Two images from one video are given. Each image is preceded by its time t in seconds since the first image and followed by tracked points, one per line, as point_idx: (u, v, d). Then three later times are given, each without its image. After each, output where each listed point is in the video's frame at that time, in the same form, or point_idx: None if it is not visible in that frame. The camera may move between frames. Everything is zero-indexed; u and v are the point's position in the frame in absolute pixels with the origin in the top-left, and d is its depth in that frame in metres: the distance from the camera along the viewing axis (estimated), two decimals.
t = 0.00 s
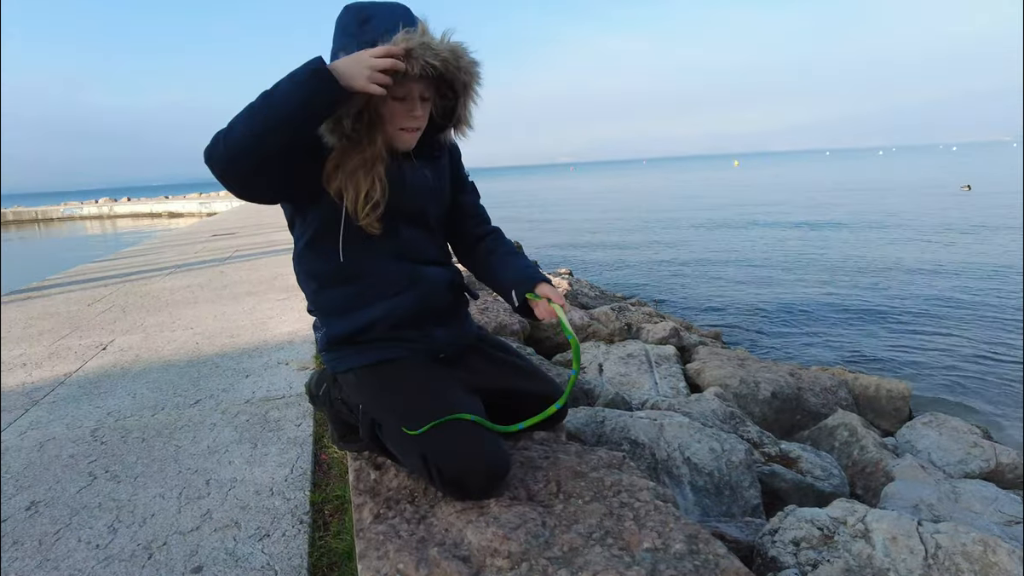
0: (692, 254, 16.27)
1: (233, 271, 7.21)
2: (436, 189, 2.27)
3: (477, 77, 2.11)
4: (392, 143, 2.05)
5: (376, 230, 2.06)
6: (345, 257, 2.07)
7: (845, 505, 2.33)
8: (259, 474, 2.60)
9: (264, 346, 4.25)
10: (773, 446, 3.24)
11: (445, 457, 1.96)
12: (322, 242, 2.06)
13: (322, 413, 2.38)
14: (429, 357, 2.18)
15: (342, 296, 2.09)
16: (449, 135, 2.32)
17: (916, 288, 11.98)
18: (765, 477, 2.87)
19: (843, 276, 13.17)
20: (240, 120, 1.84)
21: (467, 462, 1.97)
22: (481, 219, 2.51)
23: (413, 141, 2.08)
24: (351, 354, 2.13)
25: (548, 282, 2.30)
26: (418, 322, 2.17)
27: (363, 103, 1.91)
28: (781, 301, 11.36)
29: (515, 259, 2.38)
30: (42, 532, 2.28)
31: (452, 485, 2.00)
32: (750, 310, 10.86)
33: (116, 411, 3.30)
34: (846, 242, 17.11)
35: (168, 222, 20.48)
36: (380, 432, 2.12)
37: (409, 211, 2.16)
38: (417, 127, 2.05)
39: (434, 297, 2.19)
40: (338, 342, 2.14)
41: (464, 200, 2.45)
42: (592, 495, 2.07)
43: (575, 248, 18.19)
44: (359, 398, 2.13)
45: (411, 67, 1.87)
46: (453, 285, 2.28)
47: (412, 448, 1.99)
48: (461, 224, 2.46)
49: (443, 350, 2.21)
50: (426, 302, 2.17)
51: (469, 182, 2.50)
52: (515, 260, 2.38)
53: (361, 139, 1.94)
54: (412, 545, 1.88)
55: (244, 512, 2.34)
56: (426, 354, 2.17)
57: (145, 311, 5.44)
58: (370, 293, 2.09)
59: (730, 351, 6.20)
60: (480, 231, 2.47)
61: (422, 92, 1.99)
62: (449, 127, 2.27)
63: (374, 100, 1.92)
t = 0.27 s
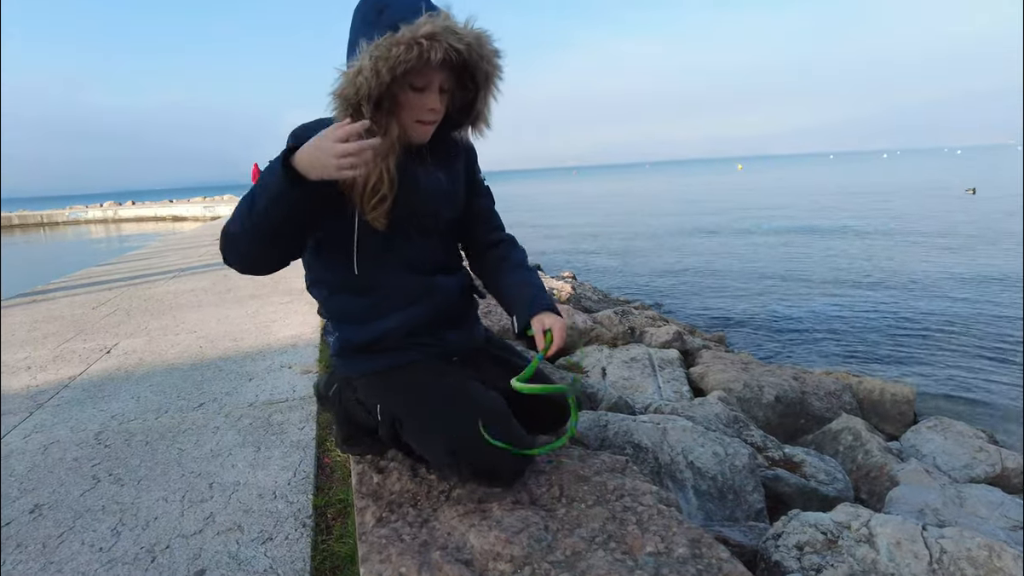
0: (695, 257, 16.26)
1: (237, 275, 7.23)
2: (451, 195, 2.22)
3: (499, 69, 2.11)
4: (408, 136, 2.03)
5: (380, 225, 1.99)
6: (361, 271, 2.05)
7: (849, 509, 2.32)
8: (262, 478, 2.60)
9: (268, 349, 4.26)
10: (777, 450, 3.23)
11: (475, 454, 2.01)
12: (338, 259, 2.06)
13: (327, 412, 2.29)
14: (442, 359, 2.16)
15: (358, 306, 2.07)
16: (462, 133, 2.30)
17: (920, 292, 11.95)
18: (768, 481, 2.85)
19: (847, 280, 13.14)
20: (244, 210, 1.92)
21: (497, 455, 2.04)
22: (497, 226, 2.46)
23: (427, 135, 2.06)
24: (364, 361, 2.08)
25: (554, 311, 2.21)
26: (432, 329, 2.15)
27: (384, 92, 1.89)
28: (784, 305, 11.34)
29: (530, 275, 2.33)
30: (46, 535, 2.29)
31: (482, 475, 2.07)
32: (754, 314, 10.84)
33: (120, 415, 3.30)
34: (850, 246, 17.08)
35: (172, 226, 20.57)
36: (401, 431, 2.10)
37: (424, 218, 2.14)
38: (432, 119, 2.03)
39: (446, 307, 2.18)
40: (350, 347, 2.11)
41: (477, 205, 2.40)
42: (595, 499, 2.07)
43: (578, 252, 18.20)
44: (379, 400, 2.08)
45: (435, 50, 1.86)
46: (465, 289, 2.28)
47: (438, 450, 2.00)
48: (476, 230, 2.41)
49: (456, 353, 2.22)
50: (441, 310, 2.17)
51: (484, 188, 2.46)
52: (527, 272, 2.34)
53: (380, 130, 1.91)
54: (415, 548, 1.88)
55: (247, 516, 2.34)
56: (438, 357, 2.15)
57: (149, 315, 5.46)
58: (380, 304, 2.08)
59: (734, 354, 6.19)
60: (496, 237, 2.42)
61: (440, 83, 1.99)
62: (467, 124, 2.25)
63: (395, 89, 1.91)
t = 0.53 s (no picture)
0: (697, 261, 16.23)
1: (239, 278, 7.24)
2: (476, 206, 2.22)
3: (542, 65, 2.11)
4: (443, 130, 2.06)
5: (424, 223, 2.06)
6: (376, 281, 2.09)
7: (851, 514, 2.31)
8: (263, 481, 2.60)
9: (270, 353, 4.26)
10: (780, 454, 3.22)
11: (468, 463, 1.97)
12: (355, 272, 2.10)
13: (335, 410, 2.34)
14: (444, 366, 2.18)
15: (368, 315, 2.12)
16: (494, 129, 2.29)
17: (924, 296, 11.91)
18: (771, 485, 2.84)
19: (850, 283, 13.11)
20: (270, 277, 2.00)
21: (491, 470, 1.99)
22: (523, 237, 2.44)
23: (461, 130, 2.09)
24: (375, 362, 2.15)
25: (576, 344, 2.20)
26: (443, 340, 2.20)
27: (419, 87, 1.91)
28: (787, 308, 11.31)
29: (548, 307, 2.29)
30: (47, 538, 2.28)
31: (470, 488, 1.99)
32: (756, 317, 10.82)
33: (121, 418, 3.31)
34: (852, 249, 17.05)
35: (175, 229, 20.61)
36: (398, 436, 2.13)
37: (444, 233, 2.16)
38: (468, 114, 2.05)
39: (457, 321, 2.20)
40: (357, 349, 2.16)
41: (503, 213, 2.39)
42: (596, 504, 2.06)
43: (580, 255, 18.19)
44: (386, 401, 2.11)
45: (477, 43, 1.87)
46: (480, 303, 2.30)
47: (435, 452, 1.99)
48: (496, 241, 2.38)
49: (461, 362, 2.23)
50: (452, 324, 2.20)
51: (512, 195, 2.45)
52: (546, 305, 2.30)
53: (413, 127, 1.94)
54: (415, 552, 1.88)
55: (248, 519, 2.34)
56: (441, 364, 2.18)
57: (151, 318, 5.46)
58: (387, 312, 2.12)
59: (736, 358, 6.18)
60: (519, 250, 2.40)
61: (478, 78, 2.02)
62: (503, 122, 2.29)
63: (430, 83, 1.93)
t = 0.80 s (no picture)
0: (699, 263, 16.22)
1: (240, 281, 7.25)
2: (489, 205, 2.21)
3: (565, 58, 2.11)
4: (459, 125, 2.07)
5: (437, 222, 2.06)
6: (381, 276, 2.12)
7: (853, 517, 2.31)
8: (264, 483, 2.60)
9: (271, 355, 4.26)
10: (782, 457, 3.21)
11: (465, 472, 1.97)
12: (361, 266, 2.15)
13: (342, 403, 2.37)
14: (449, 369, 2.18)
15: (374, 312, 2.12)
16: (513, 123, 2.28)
17: (926, 298, 11.88)
18: (773, 488, 2.83)
19: (853, 286, 13.09)
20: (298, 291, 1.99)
21: (487, 480, 1.97)
22: (534, 238, 2.44)
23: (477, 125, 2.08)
24: (377, 361, 2.13)
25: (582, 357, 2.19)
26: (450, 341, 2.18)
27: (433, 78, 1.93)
28: (789, 311, 11.30)
29: (555, 314, 2.26)
30: (48, 541, 2.28)
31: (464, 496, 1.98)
32: (758, 320, 10.80)
33: (123, 420, 3.31)
34: (854, 252, 17.03)
35: (177, 233, 20.64)
36: (400, 437, 2.14)
37: (454, 233, 2.15)
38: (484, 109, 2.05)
39: (463, 323, 2.18)
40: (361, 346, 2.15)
41: (514, 211, 2.39)
42: (597, 506, 2.05)
43: (581, 258, 18.19)
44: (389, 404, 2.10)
45: (496, 34, 1.87)
46: (487, 305, 2.29)
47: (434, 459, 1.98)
48: (506, 236, 2.39)
49: (462, 365, 2.21)
50: (459, 327, 2.19)
51: (525, 193, 2.44)
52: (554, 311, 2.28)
53: (425, 119, 1.96)
54: (415, 555, 1.87)
55: (249, 522, 2.34)
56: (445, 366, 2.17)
57: (153, 320, 5.47)
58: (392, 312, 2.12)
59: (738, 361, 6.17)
60: (529, 250, 2.39)
61: (496, 70, 2.01)
62: (521, 116, 2.27)
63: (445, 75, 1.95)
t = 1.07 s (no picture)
0: (700, 266, 16.22)
1: (242, 283, 7.25)
2: (487, 206, 2.22)
3: (563, 61, 2.12)
4: (458, 127, 2.08)
5: (438, 220, 2.07)
6: (383, 277, 2.12)
7: (854, 520, 2.30)
8: (265, 486, 2.60)
9: (273, 357, 4.27)
10: (783, 460, 3.21)
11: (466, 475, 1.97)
12: (363, 269, 2.14)
13: (344, 405, 2.38)
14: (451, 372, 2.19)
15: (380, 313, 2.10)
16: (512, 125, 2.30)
17: (928, 301, 11.87)
18: (774, 491, 2.83)
19: (854, 288, 13.08)
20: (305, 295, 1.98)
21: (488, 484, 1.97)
22: (533, 240, 2.44)
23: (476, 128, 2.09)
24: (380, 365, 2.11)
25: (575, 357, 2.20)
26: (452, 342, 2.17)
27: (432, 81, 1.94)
28: (791, 313, 11.28)
29: (555, 314, 2.27)
30: (49, 543, 2.29)
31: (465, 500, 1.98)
32: (760, 322, 10.79)
33: (125, 422, 3.32)
34: (856, 254, 17.02)
35: (178, 235, 20.65)
36: (401, 440, 2.14)
37: (453, 234, 2.16)
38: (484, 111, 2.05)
39: (465, 323, 2.18)
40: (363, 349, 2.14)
41: (513, 213, 2.40)
42: (598, 509, 2.05)
43: (583, 260, 18.19)
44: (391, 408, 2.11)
45: (494, 38, 1.88)
46: (487, 306, 2.29)
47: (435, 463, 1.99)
48: (506, 236, 2.40)
49: (462, 367, 2.21)
50: (460, 328, 2.17)
51: (524, 194, 2.44)
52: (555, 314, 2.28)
53: (424, 121, 1.97)
54: (415, 558, 1.88)
55: (250, 524, 2.34)
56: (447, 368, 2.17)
57: (155, 323, 5.48)
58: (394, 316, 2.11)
59: (739, 363, 6.17)
60: (528, 251, 2.40)
61: (494, 72, 2.02)
62: (518, 117, 2.28)
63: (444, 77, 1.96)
